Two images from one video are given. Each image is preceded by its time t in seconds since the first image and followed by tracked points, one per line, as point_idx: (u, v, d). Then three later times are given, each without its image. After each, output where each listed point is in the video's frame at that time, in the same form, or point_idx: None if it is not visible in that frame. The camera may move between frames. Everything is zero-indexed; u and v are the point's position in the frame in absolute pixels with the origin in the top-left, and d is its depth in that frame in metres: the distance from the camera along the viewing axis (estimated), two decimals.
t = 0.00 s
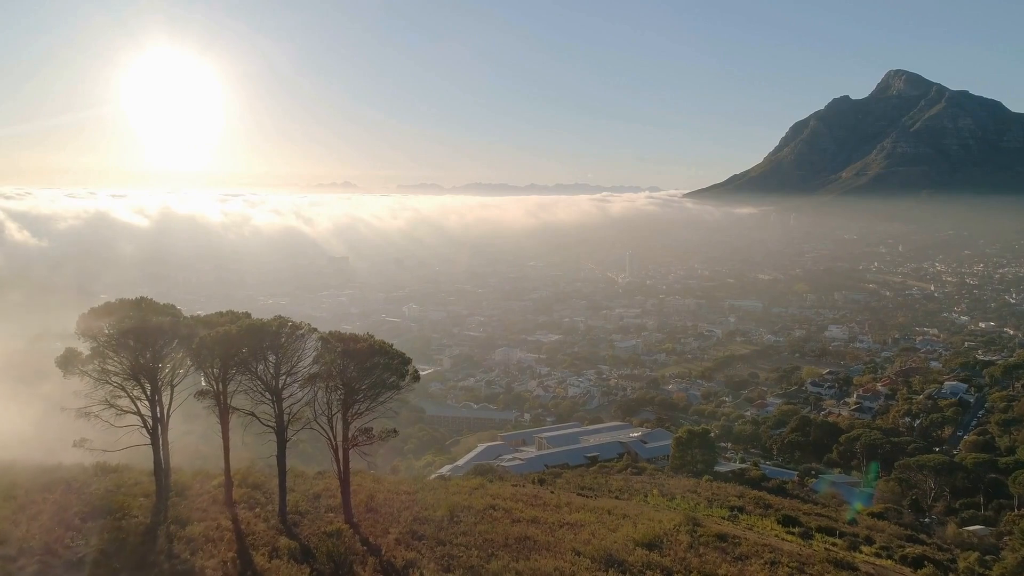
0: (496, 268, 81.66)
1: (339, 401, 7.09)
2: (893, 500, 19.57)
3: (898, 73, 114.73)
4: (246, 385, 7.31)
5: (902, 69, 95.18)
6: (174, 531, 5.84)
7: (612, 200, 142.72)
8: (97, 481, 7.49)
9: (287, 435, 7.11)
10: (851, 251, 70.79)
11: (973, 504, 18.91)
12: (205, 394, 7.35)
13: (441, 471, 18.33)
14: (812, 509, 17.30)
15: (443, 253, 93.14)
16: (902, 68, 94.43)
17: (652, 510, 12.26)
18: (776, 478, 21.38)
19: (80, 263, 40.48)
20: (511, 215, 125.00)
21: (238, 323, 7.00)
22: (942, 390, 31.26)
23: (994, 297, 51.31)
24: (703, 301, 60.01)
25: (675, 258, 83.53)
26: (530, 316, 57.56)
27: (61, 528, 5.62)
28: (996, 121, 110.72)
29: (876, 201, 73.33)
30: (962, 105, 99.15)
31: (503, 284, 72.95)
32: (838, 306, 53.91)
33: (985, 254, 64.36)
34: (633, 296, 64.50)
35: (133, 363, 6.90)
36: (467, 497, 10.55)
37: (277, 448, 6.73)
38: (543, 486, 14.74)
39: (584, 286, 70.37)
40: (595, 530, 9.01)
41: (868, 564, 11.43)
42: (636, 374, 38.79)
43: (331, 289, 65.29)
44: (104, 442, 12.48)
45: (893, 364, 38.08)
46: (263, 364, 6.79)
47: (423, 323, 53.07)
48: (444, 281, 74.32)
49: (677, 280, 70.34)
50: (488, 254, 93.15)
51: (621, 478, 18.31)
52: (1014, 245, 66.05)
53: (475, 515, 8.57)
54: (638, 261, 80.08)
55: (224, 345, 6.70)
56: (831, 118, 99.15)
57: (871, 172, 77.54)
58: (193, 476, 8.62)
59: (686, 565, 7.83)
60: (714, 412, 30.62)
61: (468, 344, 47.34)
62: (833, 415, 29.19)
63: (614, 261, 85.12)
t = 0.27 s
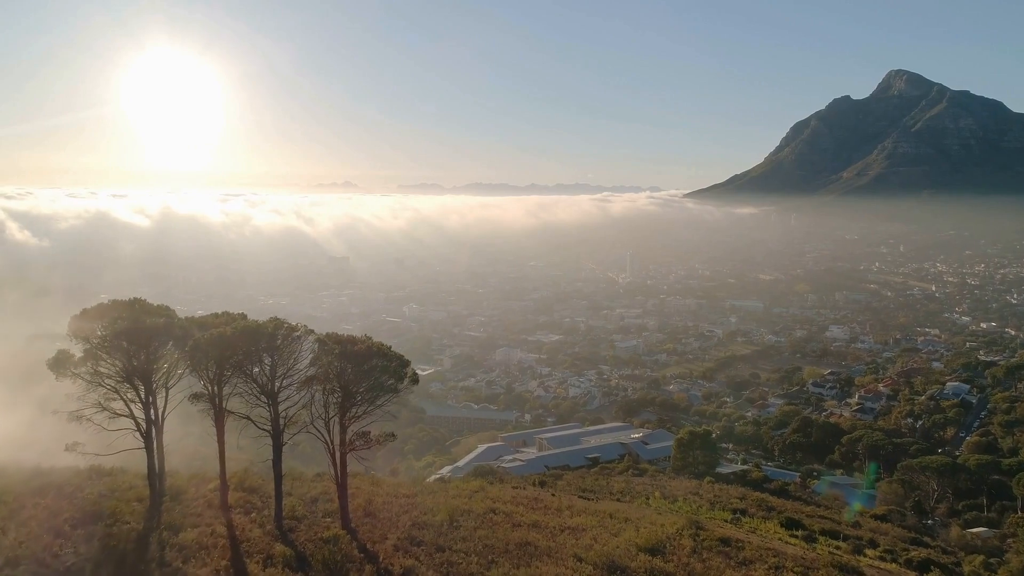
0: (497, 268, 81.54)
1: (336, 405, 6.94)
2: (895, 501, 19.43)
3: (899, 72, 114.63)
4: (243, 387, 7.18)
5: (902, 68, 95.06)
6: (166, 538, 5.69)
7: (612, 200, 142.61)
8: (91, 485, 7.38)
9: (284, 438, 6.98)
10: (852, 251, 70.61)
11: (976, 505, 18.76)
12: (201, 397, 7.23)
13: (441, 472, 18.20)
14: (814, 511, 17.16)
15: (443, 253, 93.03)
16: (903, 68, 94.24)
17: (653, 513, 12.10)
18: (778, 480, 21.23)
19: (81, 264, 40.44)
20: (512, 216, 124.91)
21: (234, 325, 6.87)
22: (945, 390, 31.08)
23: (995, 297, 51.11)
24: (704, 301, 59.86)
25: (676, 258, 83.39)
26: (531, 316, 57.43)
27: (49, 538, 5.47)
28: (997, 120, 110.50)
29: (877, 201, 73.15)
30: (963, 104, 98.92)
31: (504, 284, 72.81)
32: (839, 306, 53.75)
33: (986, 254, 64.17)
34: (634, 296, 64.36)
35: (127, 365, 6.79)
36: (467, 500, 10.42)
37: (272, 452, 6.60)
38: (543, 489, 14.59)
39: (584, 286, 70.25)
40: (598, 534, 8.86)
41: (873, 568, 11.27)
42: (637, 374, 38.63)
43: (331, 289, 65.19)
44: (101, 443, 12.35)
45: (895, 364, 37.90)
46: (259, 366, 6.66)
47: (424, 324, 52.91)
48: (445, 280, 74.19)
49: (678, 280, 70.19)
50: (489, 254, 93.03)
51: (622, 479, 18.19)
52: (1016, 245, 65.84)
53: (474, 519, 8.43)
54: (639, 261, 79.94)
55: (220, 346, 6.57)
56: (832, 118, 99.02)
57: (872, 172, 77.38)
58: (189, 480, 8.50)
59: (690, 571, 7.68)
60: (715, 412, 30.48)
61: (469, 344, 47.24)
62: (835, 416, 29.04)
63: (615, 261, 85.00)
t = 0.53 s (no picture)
0: (497, 268, 81.42)
1: (333, 408, 6.81)
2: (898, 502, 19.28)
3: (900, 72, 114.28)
4: (238, 390, 7.06)
5: (903, 68, 94.83)
6: (159, 545, 5.58)
7: (613, 200, 142.53)
8: (85, 488, 7.27)
9: (281, 442, 6.86)
10: (853, 250, 70.45)
11: (979, 507, 18.62)
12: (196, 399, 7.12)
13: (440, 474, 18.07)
14: (816, 513, 17.02)
15: (443, 253, 92.90)
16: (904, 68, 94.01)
17: (655, 515, 11.96)
18: (780, 481, 21.08)
19: (82, 264, 40.39)
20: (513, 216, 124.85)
21: (230, 326, 6.76)
22: (946, 391, 30.92)
23: (996, 298, 50.94)
24: (704, 301, 59.71)
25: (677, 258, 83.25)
26: (531, 316, 57.29)
27: (39, 544, 5.35)
28: (998, 120, 110.18)
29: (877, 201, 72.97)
30: (964, 104, 98.66)
31: (504, 284, 72.67)
32: (839, 306, 53.58)
33: (987, 254, 63.99)
34: (634, 296, 64.21)
35: (121, 367, 6.69)
36: (467, 503, 10.30)
37: (268, 456, 6.48)
38: (543, 490, 14.46)
39: (584, 286, 70.12)
40: (600, 538, 8.71)
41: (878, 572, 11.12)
42: (638, 374, 38.48)
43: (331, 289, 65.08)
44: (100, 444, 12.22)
45: (896, 364, 37.70)
46: (255, 368, 6.54)
47: (424, 323, 52.77)
48: (445, 280, 74.07)
49: (678, 280, 70.05)
50: (489, 254, 92.91)
51: (622, 481, 18.06)
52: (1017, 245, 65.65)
53: (474, 523, 8.31)
54: (639, 261, 79.81)
55: (215, 348, 6.46)
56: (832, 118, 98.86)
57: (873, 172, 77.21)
58: (185, 482, 8.39)
59: None
60: (716, 413, 30.34)
61: (470, 344, 47.14)
62: (836, 417, 28.90)
63: (615, 260, 84.87)
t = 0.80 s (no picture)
0: (497, 269, 81.28)
1: (330, 411, 6.67)
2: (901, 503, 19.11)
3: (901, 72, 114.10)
4: (233, 393, 6.92)
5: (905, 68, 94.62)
6: (150, 553, 5.50)
7: (614, 200, 142.35)
8: (78, 492, 7.16)
9: (277, 446, 6.73)
10: (854, 250, 70.25)
11: (983, 508, 18.44)
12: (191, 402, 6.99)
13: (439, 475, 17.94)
14: (819, 515, 16.86)
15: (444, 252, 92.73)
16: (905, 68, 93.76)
17: (656, 518, 11.79)
18: (782, 482, 20.91)
19: (83, 263, 40.29)
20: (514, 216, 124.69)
21: (224, 327, 6.63)
22: (948, 391, 30.73)
23: (998, 298, 50.71)
24: (705, 301, 59.53)
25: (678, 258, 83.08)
26: (532, 316, 57.14)
27: (27, 553, 5.24)
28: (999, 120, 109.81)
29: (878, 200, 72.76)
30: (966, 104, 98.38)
31: (505, 284, 72.49)
32: (840, 306, 53.37)
33: (988, 253, 63.73)
34: (635, 296, 64.03)
35: (113, 370, 6.56)
36: (466, 506, 10.15)
37: (263, 460, 6.36)
38: (543, 492, 14.32)
39: (585, 286, 69.95)
40: (601, 543, 8.55)
41: None
42: (639, 375, 38.33)
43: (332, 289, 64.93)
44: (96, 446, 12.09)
45: (898, 365, 37.50)
46: (250, 370, 6.41)
47: (424, 323, 52.64)
48: (445, 280, 73.90)
49: (679, 280, 69.86)
50: (490, 254, 92.75)
51: (623, 482, 17.92)
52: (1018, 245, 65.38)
53: (473, 527, 8.18)
54: (640, 261, 79.64)
55: (209, 350, 6.32)
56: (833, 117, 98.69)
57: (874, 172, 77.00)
58: (180, 486, 8.28)
59: None
60: (717, 413, 30.19)
61: (470, 344, 47.00)
62: (838, 417, 28.74)
63: (616, 260, 84.71)
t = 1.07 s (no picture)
0: (497, 269, 81.12)
1: (327, 415, 6.54)
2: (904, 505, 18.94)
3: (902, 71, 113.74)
4: (228, 395, 6.78)
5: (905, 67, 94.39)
6: (141, 561, 5.39)
7: (615, 200, 142.17)
8: (70, 497, 7.03)
9: (273, 451, 6.60)
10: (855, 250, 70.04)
11: (986, 510, 18.28)
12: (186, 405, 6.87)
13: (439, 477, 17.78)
14: (821, 517, 16.71)
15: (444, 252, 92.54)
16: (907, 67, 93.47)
17: (658, 522, 11.64)
18: (784, 483, 20.76)
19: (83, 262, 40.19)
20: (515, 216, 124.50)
21: (219, 329, 6.50)
22: (951, 391, 30.53)
23: (999, 298, 50.46)
24: (706, 301, 59.34)
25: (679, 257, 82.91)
26: (533, 316, 56.95)
27: (14, 562, 5.12)
28: (1000, 120, 109.40)
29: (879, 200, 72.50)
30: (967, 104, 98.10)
31: (505, 284, 72.32)
32: (841, 306, 53.16)
33: (989, 253, 63.47)
34: (636, 296, 63.84)
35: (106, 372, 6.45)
36: (466, 509, 10.01)
37: (259, 465, 6.23)
38: (543, 494, 14.18)
39: (586, 286, 69.77)
40: (603, 548, 8.39)
41: None
42: (640, 375, 38.16)
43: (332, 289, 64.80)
44: (93, 447, 11.97)
45: (899, 365, 37.27)
46: (244, 372, 6.27)
47: (425, 323, 52.53)
48: (445, 280, 73.74)
49: (680, 280, 69.66)
50: (490, 254, 92.57)
51: (624, 483, 17.77)
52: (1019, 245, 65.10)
53: (472, 532, 8.02)
54: (641, 261, 79.45)
55: (203, 352, 6.19)
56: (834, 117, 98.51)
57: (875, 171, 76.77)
58: (175, 490, 8.15)
59: None
60: (718, 414, 30.02)
61: (471, 344, 46.87)
62: (839, 418, 28.57)
63: (617, 260, 84.55)
